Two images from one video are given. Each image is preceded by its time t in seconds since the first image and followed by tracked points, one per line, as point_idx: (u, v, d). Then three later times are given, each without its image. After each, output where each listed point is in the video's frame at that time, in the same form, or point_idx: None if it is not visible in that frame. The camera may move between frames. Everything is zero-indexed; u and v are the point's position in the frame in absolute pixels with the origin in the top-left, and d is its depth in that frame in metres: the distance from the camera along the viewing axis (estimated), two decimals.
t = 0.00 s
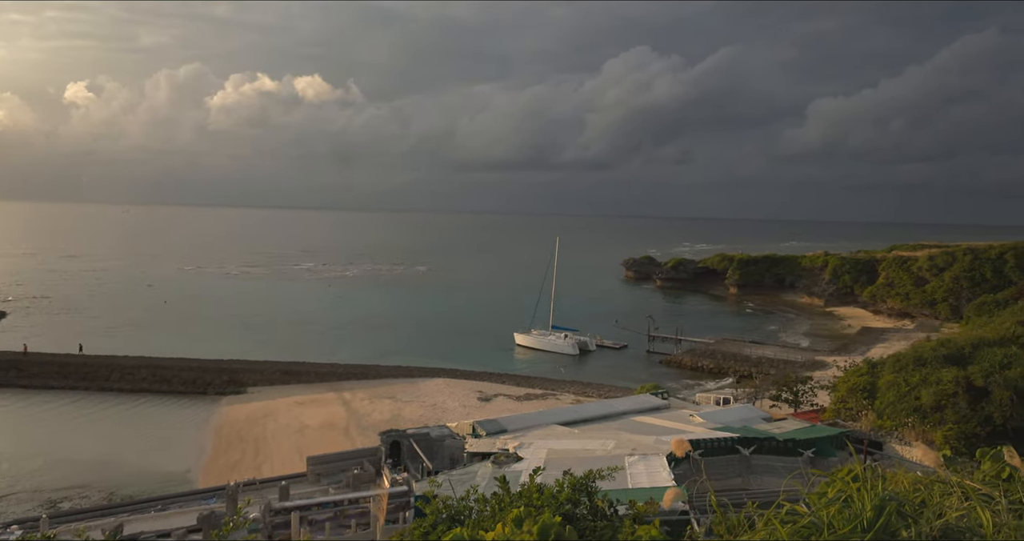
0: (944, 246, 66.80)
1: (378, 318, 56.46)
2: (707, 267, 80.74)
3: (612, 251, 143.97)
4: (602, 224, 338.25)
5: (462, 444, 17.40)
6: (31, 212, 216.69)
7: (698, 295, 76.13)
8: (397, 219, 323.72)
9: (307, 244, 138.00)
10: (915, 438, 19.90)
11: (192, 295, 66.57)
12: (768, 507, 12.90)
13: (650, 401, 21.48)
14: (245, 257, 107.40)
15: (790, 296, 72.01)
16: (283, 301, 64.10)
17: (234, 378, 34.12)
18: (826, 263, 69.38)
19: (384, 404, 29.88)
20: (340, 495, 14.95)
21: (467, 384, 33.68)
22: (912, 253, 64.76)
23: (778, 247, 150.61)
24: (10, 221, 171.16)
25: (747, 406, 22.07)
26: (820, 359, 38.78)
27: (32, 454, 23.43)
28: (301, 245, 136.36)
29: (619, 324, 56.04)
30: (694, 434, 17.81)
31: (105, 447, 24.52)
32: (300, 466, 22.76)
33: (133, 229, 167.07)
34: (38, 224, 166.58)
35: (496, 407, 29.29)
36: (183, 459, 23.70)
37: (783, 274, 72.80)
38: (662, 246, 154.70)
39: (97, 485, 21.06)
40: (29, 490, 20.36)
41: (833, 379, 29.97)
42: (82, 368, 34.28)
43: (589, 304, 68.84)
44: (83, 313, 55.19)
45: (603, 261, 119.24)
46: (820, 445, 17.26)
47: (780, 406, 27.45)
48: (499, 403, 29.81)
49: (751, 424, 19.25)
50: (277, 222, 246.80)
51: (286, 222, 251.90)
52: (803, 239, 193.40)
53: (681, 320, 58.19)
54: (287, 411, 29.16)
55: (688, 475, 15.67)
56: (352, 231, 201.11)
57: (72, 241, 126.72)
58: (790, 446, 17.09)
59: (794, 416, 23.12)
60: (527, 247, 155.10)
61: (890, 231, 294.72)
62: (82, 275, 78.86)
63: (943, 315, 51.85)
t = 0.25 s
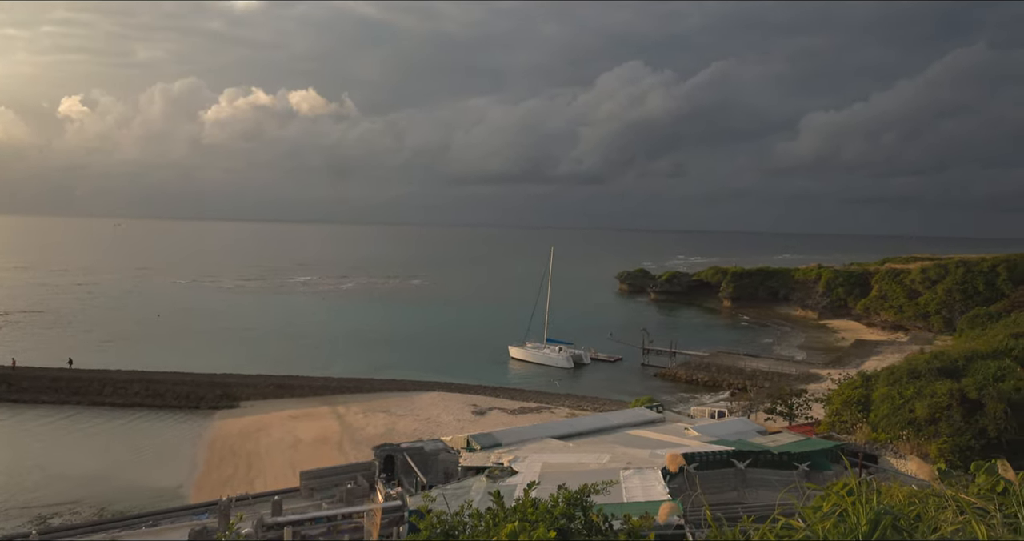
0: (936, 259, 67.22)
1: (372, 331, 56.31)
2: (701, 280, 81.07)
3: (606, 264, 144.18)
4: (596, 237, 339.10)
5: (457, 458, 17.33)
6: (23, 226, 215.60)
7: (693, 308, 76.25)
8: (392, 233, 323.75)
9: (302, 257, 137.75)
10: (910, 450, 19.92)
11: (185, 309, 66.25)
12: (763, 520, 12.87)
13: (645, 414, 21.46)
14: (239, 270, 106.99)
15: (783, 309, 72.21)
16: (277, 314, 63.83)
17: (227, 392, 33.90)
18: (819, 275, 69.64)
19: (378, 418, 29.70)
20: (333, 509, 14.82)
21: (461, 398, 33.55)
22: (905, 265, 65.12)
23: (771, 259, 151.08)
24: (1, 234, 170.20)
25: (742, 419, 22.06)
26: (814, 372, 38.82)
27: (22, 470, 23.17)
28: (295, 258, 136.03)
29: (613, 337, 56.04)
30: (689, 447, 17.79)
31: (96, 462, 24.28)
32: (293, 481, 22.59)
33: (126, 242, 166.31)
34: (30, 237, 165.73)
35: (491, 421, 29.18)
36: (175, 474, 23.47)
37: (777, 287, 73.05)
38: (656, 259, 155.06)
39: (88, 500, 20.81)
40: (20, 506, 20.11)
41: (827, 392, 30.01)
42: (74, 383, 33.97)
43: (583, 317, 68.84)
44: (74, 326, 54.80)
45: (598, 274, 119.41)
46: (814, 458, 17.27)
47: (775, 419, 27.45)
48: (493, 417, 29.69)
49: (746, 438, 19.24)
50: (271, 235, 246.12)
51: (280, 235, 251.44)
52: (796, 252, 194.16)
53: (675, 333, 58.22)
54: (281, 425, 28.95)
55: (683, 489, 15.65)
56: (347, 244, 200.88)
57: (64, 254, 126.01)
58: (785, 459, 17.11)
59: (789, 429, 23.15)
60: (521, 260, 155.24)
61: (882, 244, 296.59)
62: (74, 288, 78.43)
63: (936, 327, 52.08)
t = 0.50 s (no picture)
0: (935, 266, 67.31)
1: (372, 339, 56.25)
2: (701, 287, 81.18)
3: (606, 271, 144.25)
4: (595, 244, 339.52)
5: (456, 466, 17.28)
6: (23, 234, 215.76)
7: (692, 315, 76.24)
8: (392, 240, 323.97)
9: (302, 265, 137.82)
10: (911, 458, 19.87)
11: (185, 317, 66.17)
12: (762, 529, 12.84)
13: (645, 421, 21.42)
14: (238, 278, 106.93)
15: (783, 316, 72.18)
16: (276, 322, 63.79)
17: (226, 400, 33.82)
18: (819, 282, 69.66)
19: (377, 426, 29.62)
20: (333, 518, 14.74)
21: (461, 405, 33.46)
22: (905, 272, 65.12)
23: (771, 267, 151.22)
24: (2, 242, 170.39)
25: (742, 427, 22.01)
26: (815, 379, 38.76)
27: (20, 479, 23.06)
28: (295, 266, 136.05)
29: (613, 344, 55.99)
30: (689, 455, 17.73)
31: (94, 471, 24.17)
32: (293, 489, 22.48)
33: (125, 250, 166.33)
34: (30, 245, 165.57)
35: (491, 428, 29.11)
36: (174, 482, 23.40)
37: (777, 294, 73.05)
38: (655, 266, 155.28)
39: (86, 509, 20.72)
40: (19, 515, 20.03)
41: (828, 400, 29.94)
42: (74, 391, 33.89)
43: (583, 324, 68.81)
44: (74, 334, 54.75)
45: (597, 281, 119.45)
46: (815, 467, 17.23)
47: (775, 426, 27.40)
48: (493, 425, 29.62)
49: (746, 445, 19.19)
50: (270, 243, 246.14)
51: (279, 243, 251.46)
52: (796, 259, 194.22)
53: (675, 340, 58.17)
54: (280, 433, 28.86)
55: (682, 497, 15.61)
56: (347, 252, 201.08)
57: (64, 262, 125.95)
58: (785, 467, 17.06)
59: (790, 436, 23.10)
60: (521, 268, 155.32)
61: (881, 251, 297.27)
62: (75, 297, 78.44)
63: (937, 334, 52.08)
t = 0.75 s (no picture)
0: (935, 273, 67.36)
1: (371, 346, 56.15)
2: (701, 294, 81.25)
3: (605, 278, 144.13)
4: (595, 252, 339.68)
5: (456, 474, 17.24)
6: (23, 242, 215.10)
7: (692, 322, 76.15)
8: (391, 248, 323.58)
9: (301, 273, 137.69)
10: (912, 466, 19.80)
11: (183, 324, 66.02)
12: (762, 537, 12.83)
13: (644, 429, 21.36)
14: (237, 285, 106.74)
15: (783, 323, 72.17)
16: (276, 329, 63.64)
17: (225, 407, 33.70)
18: (818, 289, 69.64)
19: (376, 433, 29.52)
20: (332, 526, 14.68)
21: (460, 413, 33.38)
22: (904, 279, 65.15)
23: (770, 274, 151.43)
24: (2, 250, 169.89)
25: (742, 434, 21.95)
26: (815, 386, 38.68)
27: (18, 487, 22.97)
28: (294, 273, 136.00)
29: (612, 351, 55.93)
30: (689, 463, 17.68)
31: (93, 479, 24.07)
32: (291, 496, 22.43)
33: (125, 258, 166.04)
34: (29, 253, 165.32)
35: (490, 436, 29.03)
36: (173, 490, 23.30)
37: (776, 300, 73.05)
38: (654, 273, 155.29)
39: (84, 518, 20.63)
40: (16, 524, 19.95)
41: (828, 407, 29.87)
42: (72, 399, 33.77)
43: (583, 331, 68.74)
44: (73, 342, 54.60)
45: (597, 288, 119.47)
46: (815, 474, 17.22)
47: (775, 434, 27.33)
48: (493, 432, 29.54)
49: (747, 452, 19.14)
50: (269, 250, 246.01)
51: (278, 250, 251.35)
52: (794, 266, 194.66)
53: (674, 347, 58.11)
54: (279, 441, 28.75)
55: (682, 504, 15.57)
56: (346, 259, 200.96)
57: (62, 270, 125.75)
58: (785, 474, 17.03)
59: (790, 443, 23.04)
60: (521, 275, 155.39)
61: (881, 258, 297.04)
62: (74, 305, 78.27)
63: (936, 341, 52.06)
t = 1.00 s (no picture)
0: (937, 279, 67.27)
1: (374, 353, 56.13)
2: (703, 301, 81.19)
3: (608, 285, 144.03)
4: (597, 258, 339.45)
5: (458, 482, 17.18)
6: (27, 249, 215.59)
7: (695, 329, 76.02)
8: (393, 255, 323.88)
9: (303, 280, 137.76)
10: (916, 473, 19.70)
11: (186, 331, 66.04)
12: None
13: (647, 436, 21.29)
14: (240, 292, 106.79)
15: (785, 330, 72.02)
16: (279, 336, 63.65)
17: (228, 415, 33.67)
18: (821, 295, 69.50)
19: (379, 441, 29.45)
20: (334, 534, 14.63)
21: (463, 420, 33.33)
22: (907, 285, 65.00)
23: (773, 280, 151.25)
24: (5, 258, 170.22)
25: (746, 441, 21.87)
26: (818, 393, 38.56)
27: (20, 495, 22.94)
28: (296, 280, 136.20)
29: (615, 358, 55.83)
30: (692, 470, 17.62)
31: (95, 487, 24.04)
32: (294, 504, 22.38)
33: (128, 265, 166.35)
34: (32, 260, 165.72)
35: (493, 443, 28.96)
36: (175, 498, 23.28)
37: (779, 307, 72.92)
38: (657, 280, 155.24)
39: (86, 525, 20.61)
40: (18, 531, 19.95)
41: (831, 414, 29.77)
42: (75, 406, 33.78)
43: (585, 338, 68.62)
44: (76, 350, 54.67)
45: (599, 295, 119.41)
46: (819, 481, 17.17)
47: (779, 441, 27.23)
48: (495, 439, 29.46)
49: (750, 460, 19.07)
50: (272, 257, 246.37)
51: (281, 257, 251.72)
52: (797, 272, 194.54)
53: (677, 354, 57.98)
54: (282, 448, 28.71)
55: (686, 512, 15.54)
56: (349, 266, 201.13)
57: (66, 277, 125.97)
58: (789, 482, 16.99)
59: (794, 451, 22.95)
60: (523, 282, 155.42)
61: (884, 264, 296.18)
62: (78, 312, 78.38)
63: (940, 348, 51.90)
